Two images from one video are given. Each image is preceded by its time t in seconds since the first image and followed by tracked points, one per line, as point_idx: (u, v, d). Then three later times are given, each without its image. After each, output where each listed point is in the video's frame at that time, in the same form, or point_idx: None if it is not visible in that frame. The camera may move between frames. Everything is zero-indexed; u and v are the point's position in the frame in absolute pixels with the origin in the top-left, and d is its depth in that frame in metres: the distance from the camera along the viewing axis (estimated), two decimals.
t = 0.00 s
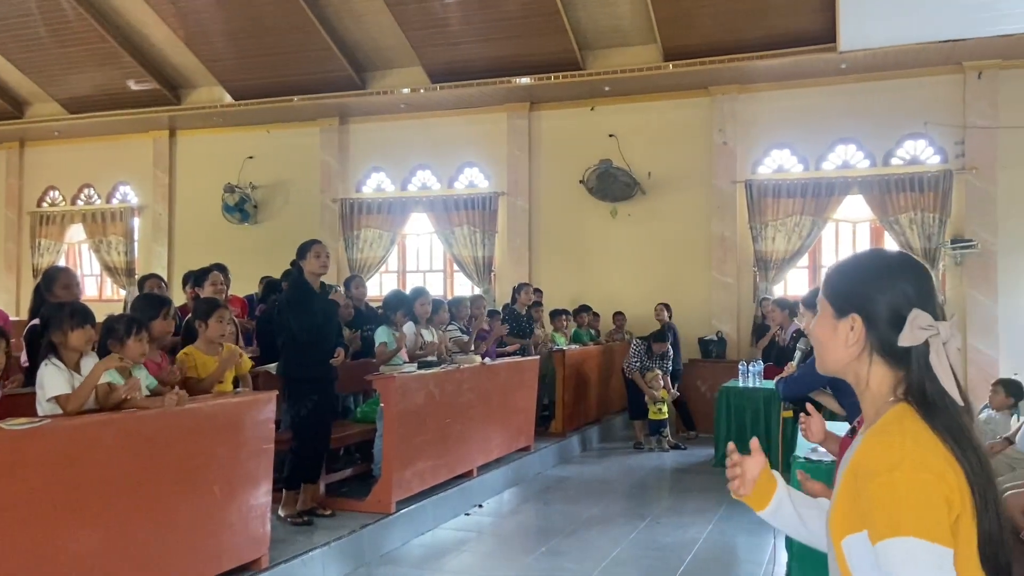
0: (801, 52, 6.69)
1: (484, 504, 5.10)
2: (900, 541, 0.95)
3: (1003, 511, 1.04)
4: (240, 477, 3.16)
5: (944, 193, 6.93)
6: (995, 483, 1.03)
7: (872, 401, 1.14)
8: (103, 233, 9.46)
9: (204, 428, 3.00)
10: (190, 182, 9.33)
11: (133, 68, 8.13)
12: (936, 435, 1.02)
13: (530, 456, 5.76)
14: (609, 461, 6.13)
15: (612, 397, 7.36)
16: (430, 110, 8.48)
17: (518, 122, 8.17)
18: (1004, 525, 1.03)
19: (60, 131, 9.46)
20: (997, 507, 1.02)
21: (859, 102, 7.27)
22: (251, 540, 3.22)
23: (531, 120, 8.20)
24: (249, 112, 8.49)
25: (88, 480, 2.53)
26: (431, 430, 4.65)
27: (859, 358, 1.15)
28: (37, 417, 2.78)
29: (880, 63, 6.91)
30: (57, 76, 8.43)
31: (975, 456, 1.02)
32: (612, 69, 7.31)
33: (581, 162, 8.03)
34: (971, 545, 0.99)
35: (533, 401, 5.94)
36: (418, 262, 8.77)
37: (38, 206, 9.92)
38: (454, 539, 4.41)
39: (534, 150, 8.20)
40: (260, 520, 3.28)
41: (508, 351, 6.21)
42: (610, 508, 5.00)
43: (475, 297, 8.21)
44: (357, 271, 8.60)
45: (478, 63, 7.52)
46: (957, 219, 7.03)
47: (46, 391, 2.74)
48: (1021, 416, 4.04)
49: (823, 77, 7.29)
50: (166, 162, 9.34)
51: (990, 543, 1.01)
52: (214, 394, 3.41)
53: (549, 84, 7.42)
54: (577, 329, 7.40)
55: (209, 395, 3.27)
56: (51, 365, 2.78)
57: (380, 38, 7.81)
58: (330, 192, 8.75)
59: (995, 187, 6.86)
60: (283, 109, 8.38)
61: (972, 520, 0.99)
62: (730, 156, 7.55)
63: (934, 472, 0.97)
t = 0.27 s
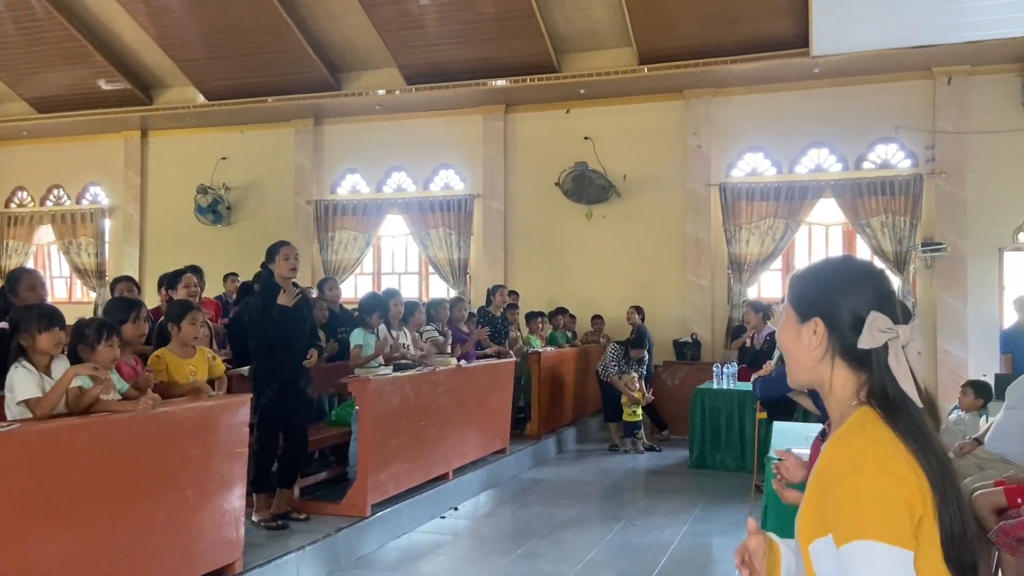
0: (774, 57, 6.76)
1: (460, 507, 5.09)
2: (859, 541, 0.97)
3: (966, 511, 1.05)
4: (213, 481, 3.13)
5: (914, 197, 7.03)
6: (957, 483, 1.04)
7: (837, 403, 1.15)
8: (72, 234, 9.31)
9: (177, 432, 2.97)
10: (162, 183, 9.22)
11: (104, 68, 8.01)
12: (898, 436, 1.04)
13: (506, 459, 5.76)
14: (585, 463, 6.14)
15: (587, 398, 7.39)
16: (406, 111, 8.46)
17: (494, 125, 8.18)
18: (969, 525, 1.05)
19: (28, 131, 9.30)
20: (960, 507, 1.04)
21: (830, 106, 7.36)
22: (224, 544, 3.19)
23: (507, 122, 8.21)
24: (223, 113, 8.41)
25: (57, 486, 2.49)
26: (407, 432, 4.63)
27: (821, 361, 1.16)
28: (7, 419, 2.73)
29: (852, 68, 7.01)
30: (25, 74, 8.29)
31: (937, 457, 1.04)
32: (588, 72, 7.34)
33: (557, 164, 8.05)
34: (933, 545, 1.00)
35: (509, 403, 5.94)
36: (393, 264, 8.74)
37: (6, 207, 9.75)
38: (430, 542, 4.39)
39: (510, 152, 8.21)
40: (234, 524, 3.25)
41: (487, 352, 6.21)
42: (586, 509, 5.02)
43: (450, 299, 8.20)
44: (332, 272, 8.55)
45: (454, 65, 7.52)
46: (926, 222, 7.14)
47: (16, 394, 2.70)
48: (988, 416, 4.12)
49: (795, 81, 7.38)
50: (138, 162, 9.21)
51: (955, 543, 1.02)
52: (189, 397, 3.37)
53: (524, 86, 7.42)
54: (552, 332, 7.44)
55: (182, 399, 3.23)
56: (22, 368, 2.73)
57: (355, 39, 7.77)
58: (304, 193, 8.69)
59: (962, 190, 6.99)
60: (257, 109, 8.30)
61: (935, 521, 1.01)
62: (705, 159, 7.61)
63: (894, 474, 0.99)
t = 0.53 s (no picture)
0: (760, 60, 6.81)
1: (448, 510, 5.09)
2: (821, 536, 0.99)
3: (940, 514, 1.07)
4: (199, 485, 3.11)
5: (899, 200, 7.09)
6: (931, 485, 1.06)
7: (830, 399, 1.18)
8: (57, 236, 9.24)
9: (162, 436, 2.95)
10: (148, 185, 9.17)
11: (89, 69, 7.96)
12: (877, 437, 1.06)
13: (494, 461, 5.76)
14: (572, 466, 6.16)
15: (575, 401, 7.40)
16: (393, 114, 8.45)
17: (481, 127, 8.19)
18: (940, 528, 1.07)
19: (12, 132, 9.22)
20: (930, 510, 1.05)
21: (816, 110, 7.42)
22: (211, 549, 3.17)
23: (495, 124, 8.22)
24: (209, 115, 8.37)
25: (41, 489, 2.47)
26: (395, 435, 4.62)
27: (817, 356, 1.19)
28: None
29: (837, 72, 7.07)
30: (9, 75, 8.22)
31: (915, 461, 1.05)
32: (575, 75, 7.36)
33: (545, 167, 8.06)
34: (893, 544, 1.03)
35: (497, 406, 5.94)
36: (381, 267, 8.72)
37: None
38: (417, 545, 4.39)
39: (497, 155, 8.22)
40: (220, 528, 3.23)
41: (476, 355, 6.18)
42: (573, 512, 5.02)
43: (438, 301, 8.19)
44: (319, 275, 8.52)
45: (442, 67, 7.53)
46: (911, 226, 7.21)
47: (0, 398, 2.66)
48: (971, 418, 4.16)
49: (781, 85, 7.44)
50: (123, 164, 9.16)
51: (919, 546, 1.04)
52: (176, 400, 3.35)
53: (512, 89, 7.44)
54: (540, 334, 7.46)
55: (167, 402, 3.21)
56: (7, 372, 2.70)
57: (342, 41, 7.76)
58: (291, 195, 8.67)
59: (946, 194, 7.06)
60: (243, 112, 8.27)
61: (896, 522, 1.04)
62: (692, 162, 7.65)
63: (865, 475, 1.01)
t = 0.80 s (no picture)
0: (755, 63, 6.83)
1: (443, 512, 5.09)
2: (797, 534, 1.02)
3: (931, 519, 1.07)
4: (194, 487, 3.11)
5: (892, 203, 7.12)
6: (921, 490, 1.07)
7: (832, 400, 1.19)
8: (51, 238, 9.21)
9: (158, 438, 2.95)
10: (142, 187, 9.15)
11: (84, 71, 7.95)
12: (864, 440, 1.08)
13: (489, 464, 5.77)
14: (568, 468, 6.16)
15: (570, 403, 7.41)
16: (388, 117, 8.46)
17: (476, 130, 8.20)
18: (930, 533, 1.07)
19: (6, 134, 9.20)
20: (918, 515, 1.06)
21: (811, 113, 7.45)
22: (205, 552, 3.16)
23: (490, 127, 8.23)
24: (203, 118, 8.36)
25: (36, 492, 2.47)
26: (390, 437, 4.62)
27: (822, 356, 1.20)
28: None
29: (831, 75, 7.09)
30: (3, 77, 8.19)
31: (903, 465, 1.06)
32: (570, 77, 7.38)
33: (540, 170, 8.08)
34: (874, 547, 1.05)
35: (492, 408, 5.94)
36: (376, 269, 8.72)
37: None
38: (412, 548, 4.38)
39: (492, 157, 8.23)
40: (215, 531, 3.22)
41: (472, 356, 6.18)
42: (568, 514, 5.03)
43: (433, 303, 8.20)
44: (314, 278, 8.51)
45: (436, 70, 7.54)
46: (904, 228, 7.23)
47: None
48: (965, 420, 4.17)
49: (776, 88, 7.46)
50: (118, 166, 9.14)
51: (906, 549, 1.06)
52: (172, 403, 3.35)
53: (507, 92, 7.46)
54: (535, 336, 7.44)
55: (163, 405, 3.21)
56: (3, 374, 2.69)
57: (337, 44, 7.76)
58: (286, 198, 8.67)
59: (940, 196, 7.09)
60: (238, 114, 8.26)
61: (881, 525, 1.06)
62: (686, 165, 7.67)
63: (846, 477, 1.03)
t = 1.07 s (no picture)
0: (754, 65, 6.84)
1: (442, 514, 5.09)
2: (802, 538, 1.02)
3: (932, 520, 1.08)
4: (193, 489, 3.11)
5: (892, 204, 7.12)
6: (922, 492, 1.07)
7: (830, 403, 1.20)
8: (51, 240, 9.21)
9: (157, 440, 2.95)
10: (141, 189, 9.16)
11: (84, 73, 7.96)
12: (866, 443, 1.08)
13: (488, 465, 5.77)
14: (567, 470, 6.16)
15: (569, 405, 7.42)
16: (388, 118, 8.46)
17: (475, 132, 8.21)
18: (931, 533, 1.08)
19: (5, 136, 9.20)
20: (919, 516, 1.07)
21: (810, 115, 7.45)
22: (204, 553, 3.16)
23: (489, 128, 8.24)
24: (203, 119, 8.37)
25: (35, 493, 2.47)
26: (389, 439, 4.62)
27: (817, 361, 1.20)
28: None
29: (830, 77, 7.10)
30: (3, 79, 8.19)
31: (905, 468, 1.07)
32: (569, 79, 7.39)
33: (539, 172, 8.08)
34: (876, 550, 1.05)
35: (491, 410, 5.94)
36: (375, 270, 8.72)
37: None
38: (411, 549, 4.38)
39: (491, 159, 8.23)
40: (214, 532, 3.22)
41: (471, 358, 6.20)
42: (567, 516, 5.03)
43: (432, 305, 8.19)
44: (313, 279, 8.51)
45: (436, 72, 7.55)
46: (903, 229, 7.23)
47: None
48: (964, 422, 4.17)
49: (775, 90, 7.47)
50: (117, 168, 9.14)
51: (908, 550, 1.06)
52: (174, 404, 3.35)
53: (506, 93, 7.47)
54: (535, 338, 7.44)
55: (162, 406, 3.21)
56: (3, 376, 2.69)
57: (336, 45, 7.77)
58: (286, 200, 8.67)
59: (939, 199, 7.10)
60: (238, 116, 8.26)
61: (884, 527, 1.06)
62: (685, 166, 7.67)
63: (849, 481, 1.04)
